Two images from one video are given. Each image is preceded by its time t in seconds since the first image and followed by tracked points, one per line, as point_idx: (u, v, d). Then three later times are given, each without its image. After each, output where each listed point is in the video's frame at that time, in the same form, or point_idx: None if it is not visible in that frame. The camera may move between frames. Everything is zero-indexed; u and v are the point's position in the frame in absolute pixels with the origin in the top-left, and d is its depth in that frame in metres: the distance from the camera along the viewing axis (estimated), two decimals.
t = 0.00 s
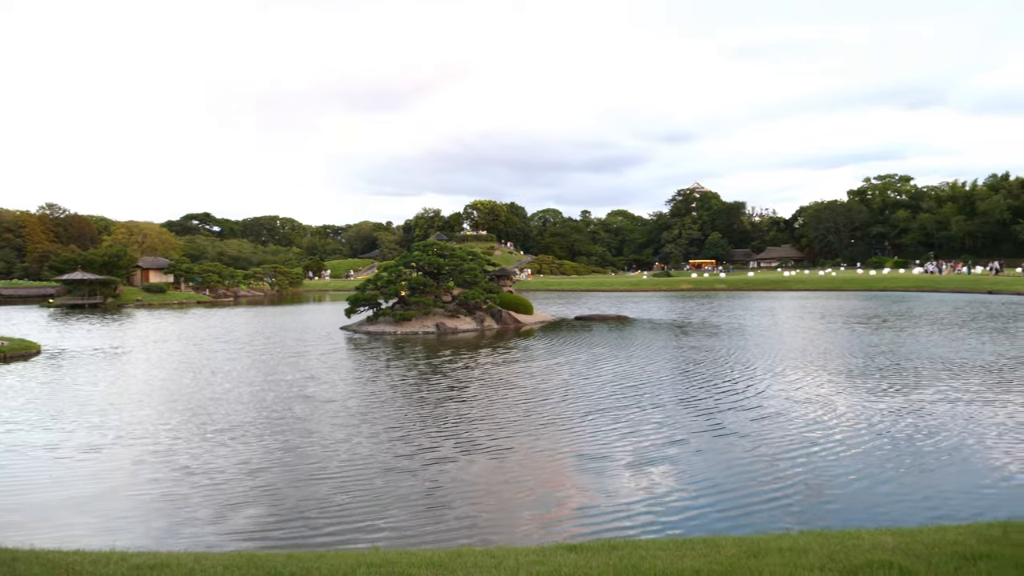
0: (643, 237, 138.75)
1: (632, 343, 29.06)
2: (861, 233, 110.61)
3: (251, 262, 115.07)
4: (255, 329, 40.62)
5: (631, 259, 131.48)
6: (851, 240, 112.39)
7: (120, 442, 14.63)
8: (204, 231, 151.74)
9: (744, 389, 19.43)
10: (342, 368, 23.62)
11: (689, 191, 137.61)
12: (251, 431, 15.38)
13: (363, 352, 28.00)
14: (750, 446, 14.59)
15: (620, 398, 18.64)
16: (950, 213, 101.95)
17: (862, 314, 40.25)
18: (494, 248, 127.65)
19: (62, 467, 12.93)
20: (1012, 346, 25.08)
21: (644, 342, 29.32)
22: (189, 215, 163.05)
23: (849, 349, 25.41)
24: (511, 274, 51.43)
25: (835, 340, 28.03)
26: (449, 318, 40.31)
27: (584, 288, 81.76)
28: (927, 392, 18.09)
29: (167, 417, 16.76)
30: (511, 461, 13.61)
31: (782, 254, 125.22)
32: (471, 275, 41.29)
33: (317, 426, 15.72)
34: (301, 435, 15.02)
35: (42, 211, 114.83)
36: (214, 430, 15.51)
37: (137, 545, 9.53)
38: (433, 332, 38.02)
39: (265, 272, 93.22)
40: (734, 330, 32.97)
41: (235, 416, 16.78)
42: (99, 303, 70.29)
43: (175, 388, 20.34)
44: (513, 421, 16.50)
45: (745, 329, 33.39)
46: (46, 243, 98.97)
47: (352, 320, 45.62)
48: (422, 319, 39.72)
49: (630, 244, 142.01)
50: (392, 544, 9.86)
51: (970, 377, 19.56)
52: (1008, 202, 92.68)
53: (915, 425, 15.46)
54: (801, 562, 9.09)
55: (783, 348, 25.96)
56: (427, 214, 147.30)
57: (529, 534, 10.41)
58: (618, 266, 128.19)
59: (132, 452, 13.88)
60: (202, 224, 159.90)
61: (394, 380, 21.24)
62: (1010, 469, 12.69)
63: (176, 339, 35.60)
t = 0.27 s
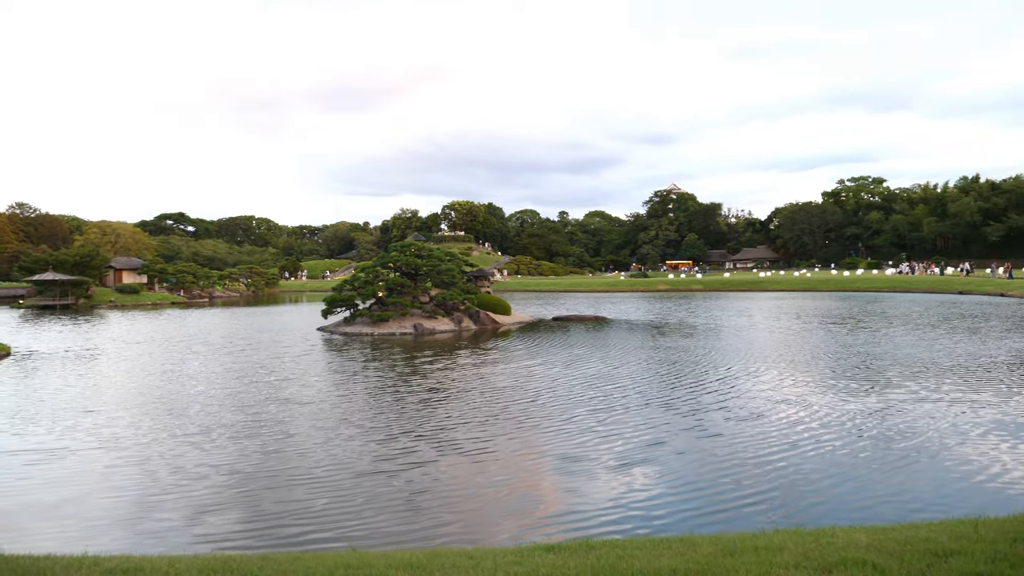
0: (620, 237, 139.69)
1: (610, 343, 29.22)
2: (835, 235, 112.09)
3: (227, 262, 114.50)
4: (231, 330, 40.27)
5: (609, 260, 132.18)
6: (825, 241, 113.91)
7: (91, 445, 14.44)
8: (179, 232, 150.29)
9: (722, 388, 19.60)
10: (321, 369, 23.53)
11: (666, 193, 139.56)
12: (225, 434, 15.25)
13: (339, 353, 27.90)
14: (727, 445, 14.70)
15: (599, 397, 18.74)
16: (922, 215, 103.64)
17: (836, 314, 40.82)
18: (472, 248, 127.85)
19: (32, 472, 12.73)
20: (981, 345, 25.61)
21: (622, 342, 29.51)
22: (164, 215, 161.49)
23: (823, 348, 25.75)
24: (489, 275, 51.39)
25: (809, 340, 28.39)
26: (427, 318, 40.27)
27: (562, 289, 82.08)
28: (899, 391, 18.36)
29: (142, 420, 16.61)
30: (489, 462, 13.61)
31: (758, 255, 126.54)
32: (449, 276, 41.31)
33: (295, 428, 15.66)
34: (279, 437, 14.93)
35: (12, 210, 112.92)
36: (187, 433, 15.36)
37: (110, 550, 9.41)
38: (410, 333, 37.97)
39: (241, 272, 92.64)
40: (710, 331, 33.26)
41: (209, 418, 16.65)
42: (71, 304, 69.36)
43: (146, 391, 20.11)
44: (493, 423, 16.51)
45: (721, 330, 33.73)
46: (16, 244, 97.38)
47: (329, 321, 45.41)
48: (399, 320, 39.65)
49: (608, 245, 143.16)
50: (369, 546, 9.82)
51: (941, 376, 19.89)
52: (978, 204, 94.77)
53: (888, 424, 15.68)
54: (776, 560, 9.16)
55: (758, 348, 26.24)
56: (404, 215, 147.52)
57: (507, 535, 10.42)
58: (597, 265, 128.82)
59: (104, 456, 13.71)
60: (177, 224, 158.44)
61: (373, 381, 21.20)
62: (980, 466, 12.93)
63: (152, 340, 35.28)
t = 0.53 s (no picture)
0: (606, 238, 140.01)
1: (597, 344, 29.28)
2: (819, 236, 113.36)
3: (212, 262, 114.21)
4: (218, 331, 40.09)
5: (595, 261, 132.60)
6: (810, 241, 114.98)
7: (74, 449, 14.33)
8: (163, 232, 149.49)
9: (710, 389, 19.67)
10: (308, 371, 23.43)
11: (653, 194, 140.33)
12: (211, 436, 15.18)
13: (325, 354, 27.84)
14: (715, 446, 14.75)
15: (588, 398, 18.76)
16: (906, 216, 104.74)
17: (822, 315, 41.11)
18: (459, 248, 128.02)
19: (14, 476, 12.62)
20: (965, 345, 25.86)
21: (609, 343, 29.58)
22: (148, 215, 160.65)
23: (809, 349, 25.93)
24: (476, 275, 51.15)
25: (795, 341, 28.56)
26: (413, 319, 40.20)
27: (548, 290, 82.11)
28: (885, 391, 18.48)
29: (126, 422, 16.49)
30: (476, 464, 13.61)
31: (743, 257, 127.21)
32: (436, 276, 41.29)
33: (282, 431, 15.58)
34: (266, 440, 14.85)
35: None
36: (172, 436, 15.27)
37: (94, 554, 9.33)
38: (397, 334, 37.91)
39: (226, 273, 92.34)
40: (698, 331, 33.39)
41: (194, 421, 16.55)
42: (53, 304, 68.89)
43: (129, 393, 19.98)
44: (481, 424, 16.50)
45: (708, 330, 33.89)
46: None
47: (315, 322, 45.29)
48: (386, 321, 39.59)
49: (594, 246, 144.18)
50: (355, 548, 9.79)
51: (927, 377, 20.04)
52: (961, 206, 95.99)
53: (875, 424, 15.78)
54: (761, 560, 9.20)
55: (745, 349, 26.38)
56: (391, 215, 147.87)
57: (494, 536, 10.41)
58: (584, 267, 129.27)
59: (87, 459, 13.61)
60: (161, 224, 157.59)
61: (361, 383, 21.13)
62: (964, 466, 13.05)
63: (136, 341, 35.03)
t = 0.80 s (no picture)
0: (587, 241, 142.27)
1: (578, 345, 29.43)
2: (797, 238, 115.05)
3: (189, 262, 113.61)
4: (195, 333, 39.73)
5: (576, 263, 132.20)
6: (788, 244, 116.48)
7: (46, 454, 14.10)
8: (139, 232, 148.07)
9: (690, 390, 19.80)
10: (287, 373, 23.31)
11: (633, 198, 144.34)
12: (187, 440, 15.04)
13: (303, 356, 27.72)
14: (695, 447, 14.85)
15: (569, 400, 18.82)
16: (881, 219, 106.44)
17: (801, 316, 41.67)
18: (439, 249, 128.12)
19: None
20: (939, 346, 26.33)
21: (589, 345, 29.75)
22: (124, 215, 159.00)
23: (787, 350, 26.22)
24: (456, 276, 51.17)
25: (773, 342, 28.86)
26: (393, 320, 40.10)
27: (529, 291, 82.31)
28: (862, 392, 18.73)
29: (101, 426, 16.30)
30: (456, 466, 13.60)
31: (721, 258, 127.55)
32: (416, 277, 41.34)
33: (261, 434, 15.48)
34: (245, 443, 14.75)
35: None
36: (147, 439, 15.10)
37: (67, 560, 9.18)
38: (376, 335, 37.84)
39: (203, 273, 91.59)
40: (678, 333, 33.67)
41: (170, 424, 16.40)
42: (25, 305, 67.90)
43: (103, 396, 19.73)
44: (460, 426, 16.51)
45: (687, 331, 34.20)
46: None
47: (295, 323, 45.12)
48: (365, 322, 39.48)
49: (575, 247, 145.44)
50: (334, 552, 9.71)
51: (903, 377, 20.34)
52: (935, 209, 98.00)
53: (852, 424, 15.97)
54: (739, 559, 9.26)
55: (724, 350, 26.62)
56: (371, 215, 148.11)
57: (475, 539, 10.39)
58: (565, 268, 129.64)
59: (60, 464, 13.41)
60: (138, 224, 156.09)
61: (341, 385, 21.06)
62: (939, 465, 13.26)
63: (112, 342, 34.64)
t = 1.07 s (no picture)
0: (571, 242, 143.28)
1: (563, 347, 29.51)
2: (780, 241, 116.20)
3: (172, 264, 113.19)
4: (178, 334, 39.53)
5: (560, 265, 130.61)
6: (771, 246, 117.52)
7: (25, 458, 13.95)
8: (120, 233, 146.98)
9: (676, 392, 19.85)
10: (271, 375, 23.17)
11: (616, 199, 143.48)
12: (169, 443, 14.94)
13: (287, 358, 27.64)
14: (680, 449, 14.89)
15: (554, 402, 18.85)
16: (863, 221, 107.61)
17: (784, 318, 42.03)
18: (424, 251, 128.16)
19: None
20: (921, 348, 26.57)
21: (575, 346, 29.84)
22: (105, 216, 157.73)
23: (771, 351, 26.40)
24: (440, 278, 51.29)
25: (758, 343, 29.06)
26: (378, 322, 40.06)
27: (513, 293, 82.20)
28: (845, 394, 18.85)
29: (81, 430, 16.12)
30: (441, 468, 13.60)
31: (705, 259, 128.59)
32: (401, 278, 41.44)
33: (245, 437, 15.38)
34: (228, 447, 14.64)
35: None
36: (128, 443, 14.99)
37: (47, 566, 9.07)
38: (361, 336, 37.85)
39: (186, 274, 90.86)
40: (662, 334, 33.84)
41: (152, 427, 16.28)
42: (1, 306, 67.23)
43: (82, 399, 19.57)
44: (445, 428, 16.49)
45: (671, 333, 34.38)
46: None
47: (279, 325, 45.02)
48: (350, 324, 39.49)
49: (559, 250, 146.28)
50: (318, 554, 9.68)
51: (886, 379, 20.51)
52: (916, 212, 99.16)
53: (835, 425, 16.09)
54: (724, 559, 9.29)
55: (709, 352, 26.75)
56: (355, 217, 148.12)
57: (459, 541, 10.39)
58: (549, 270, 128.69)
59: (39, 469, 13.27)
60: (120, 225, 154.91)
61: (326, 387, 21.01)
62: (921, 465, 13.39)
63: (93, 345, 34.28)
